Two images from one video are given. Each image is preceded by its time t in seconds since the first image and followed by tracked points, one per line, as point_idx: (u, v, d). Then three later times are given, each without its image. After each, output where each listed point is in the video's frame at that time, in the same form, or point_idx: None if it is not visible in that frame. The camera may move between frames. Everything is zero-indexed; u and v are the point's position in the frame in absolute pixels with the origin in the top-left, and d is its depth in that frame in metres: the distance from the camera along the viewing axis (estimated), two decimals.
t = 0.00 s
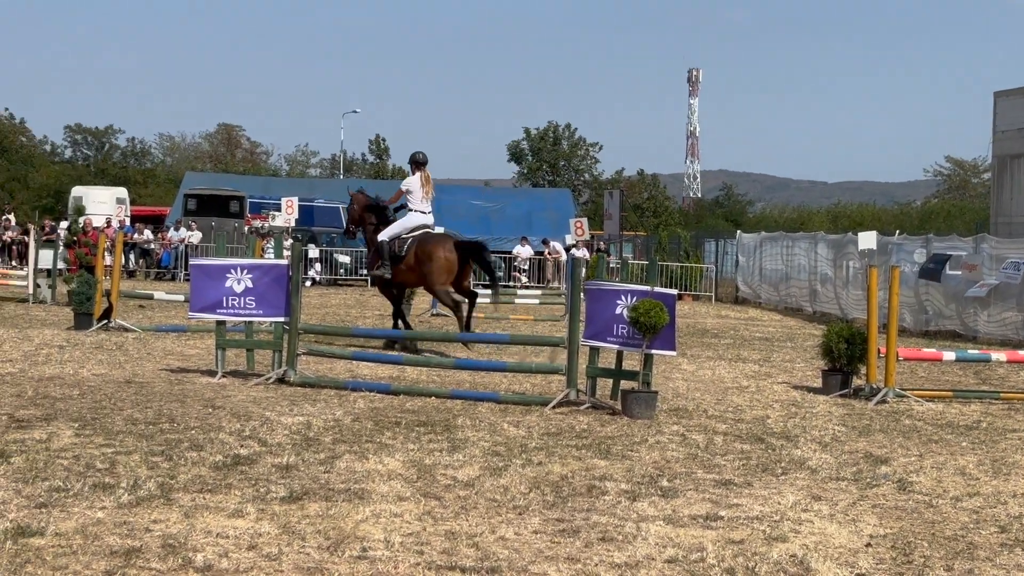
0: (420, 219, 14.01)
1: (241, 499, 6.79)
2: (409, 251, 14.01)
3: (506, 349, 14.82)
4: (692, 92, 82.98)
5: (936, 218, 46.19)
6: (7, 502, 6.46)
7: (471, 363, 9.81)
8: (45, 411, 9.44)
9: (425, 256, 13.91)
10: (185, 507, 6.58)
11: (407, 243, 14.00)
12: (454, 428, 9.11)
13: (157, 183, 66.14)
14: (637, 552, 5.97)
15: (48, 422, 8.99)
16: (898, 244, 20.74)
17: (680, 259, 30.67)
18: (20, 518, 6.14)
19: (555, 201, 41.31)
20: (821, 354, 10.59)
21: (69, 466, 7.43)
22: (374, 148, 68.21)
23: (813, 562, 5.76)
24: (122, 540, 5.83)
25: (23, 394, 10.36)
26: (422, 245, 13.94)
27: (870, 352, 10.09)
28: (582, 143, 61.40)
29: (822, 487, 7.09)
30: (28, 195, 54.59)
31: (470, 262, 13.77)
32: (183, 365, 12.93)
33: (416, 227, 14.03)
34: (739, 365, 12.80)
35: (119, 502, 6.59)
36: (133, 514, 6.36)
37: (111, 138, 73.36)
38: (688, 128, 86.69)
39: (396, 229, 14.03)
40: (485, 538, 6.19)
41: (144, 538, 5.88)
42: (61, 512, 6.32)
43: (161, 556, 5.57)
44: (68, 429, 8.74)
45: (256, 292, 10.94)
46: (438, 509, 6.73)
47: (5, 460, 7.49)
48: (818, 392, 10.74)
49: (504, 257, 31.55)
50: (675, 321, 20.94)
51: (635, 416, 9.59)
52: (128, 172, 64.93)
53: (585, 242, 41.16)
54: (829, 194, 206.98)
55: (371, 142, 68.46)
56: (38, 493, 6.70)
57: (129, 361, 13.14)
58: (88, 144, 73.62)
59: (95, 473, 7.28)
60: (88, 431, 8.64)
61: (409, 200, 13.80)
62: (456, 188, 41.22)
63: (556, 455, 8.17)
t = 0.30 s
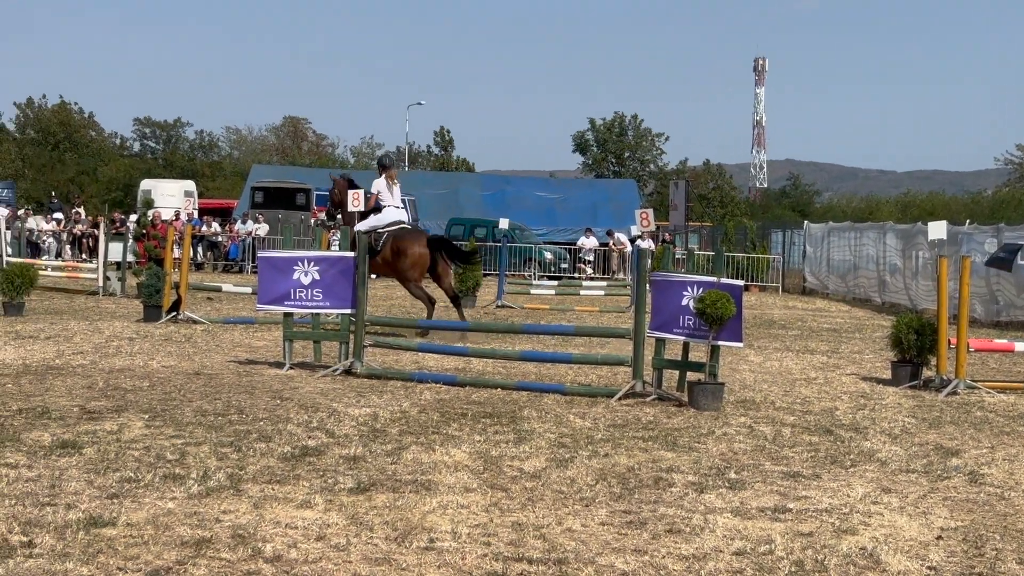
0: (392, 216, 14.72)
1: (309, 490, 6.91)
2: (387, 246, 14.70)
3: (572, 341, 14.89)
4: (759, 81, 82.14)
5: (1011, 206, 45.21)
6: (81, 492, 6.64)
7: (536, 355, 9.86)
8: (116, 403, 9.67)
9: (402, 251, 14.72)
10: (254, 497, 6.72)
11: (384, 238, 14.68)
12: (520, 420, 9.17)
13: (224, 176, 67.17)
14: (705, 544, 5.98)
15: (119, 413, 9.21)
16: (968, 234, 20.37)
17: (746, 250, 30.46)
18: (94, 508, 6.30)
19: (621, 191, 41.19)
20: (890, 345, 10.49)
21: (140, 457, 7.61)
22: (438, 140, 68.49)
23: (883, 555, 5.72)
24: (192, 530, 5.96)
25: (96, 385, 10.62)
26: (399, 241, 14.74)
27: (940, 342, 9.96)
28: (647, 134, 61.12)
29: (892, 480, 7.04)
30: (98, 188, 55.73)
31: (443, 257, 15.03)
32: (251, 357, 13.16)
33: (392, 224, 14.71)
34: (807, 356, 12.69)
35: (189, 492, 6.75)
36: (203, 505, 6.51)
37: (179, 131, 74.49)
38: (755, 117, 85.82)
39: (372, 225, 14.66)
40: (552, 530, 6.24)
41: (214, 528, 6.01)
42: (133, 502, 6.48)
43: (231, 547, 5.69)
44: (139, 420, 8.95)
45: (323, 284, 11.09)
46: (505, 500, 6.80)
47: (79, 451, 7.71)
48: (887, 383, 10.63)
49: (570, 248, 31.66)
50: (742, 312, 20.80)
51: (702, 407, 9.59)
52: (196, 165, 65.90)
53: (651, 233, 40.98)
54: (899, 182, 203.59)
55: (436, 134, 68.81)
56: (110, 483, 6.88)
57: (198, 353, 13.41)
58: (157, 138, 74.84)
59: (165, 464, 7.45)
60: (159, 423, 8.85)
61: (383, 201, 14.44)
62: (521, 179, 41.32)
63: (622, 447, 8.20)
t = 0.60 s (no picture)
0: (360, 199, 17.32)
1: (376, 483, 7.05)
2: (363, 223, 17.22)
3: (636, 333, 14.94)
4: (824, 72, 81.16)
5: None
6: (151, 484, 6.84)
7: (600, 348, 9.92)
8: (186, 396, 9.92)
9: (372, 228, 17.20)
10: (321, 490, 6.87)
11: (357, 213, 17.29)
12: (585, 413, 9.24)
13: (290, 171, 68.05)
14: (771, 536, 6.01)
15: (189, 406, 9.45)
16: None
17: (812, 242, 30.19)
18: (164, 500, 6.50)
19: (685, 182, 40.99)
20: (958, 337, 10.40)
21: (209, 450, 7.81)
22: (501, 134, 68.71)
23: (952, 548, 5.71)
24: (260, 522, 6.12)
25: (165, 378, 10.89)
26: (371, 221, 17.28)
27: (1010, 334, 9.84)
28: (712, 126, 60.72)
29: (961, 473, 7.00)
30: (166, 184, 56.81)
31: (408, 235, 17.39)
32: (317, 350, 13.39)
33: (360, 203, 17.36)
34: (874, 348, 12.59)
35: (257, 485, 6.92)
36: (272, 497, 6.67)
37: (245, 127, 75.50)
38: (820, 108, 84.82)
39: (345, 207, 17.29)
40: (618, 522, 6.31)
41: (282, 520, 6.17)
42: (202, 494, 6.67)
43: (299, 538, 5.84)
44: (207, 413, 9.17)
45: (387, 278, 11.25)
46: (569, 493, 6.88)
47: (149, 444, 7.93)
48: (956, 375, 10.53)
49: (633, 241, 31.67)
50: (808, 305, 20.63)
51: (768, 400, 9.59)
52: (262, 161, 66.77)
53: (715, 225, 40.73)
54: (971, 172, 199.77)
55: (499, 128, 69.00)
56: (180, 476, 7.08)
57: (265, 347, 13.66)
58: (224, 134, 75.91)
59: (233, 456, 7.64)
60: (227, 415, 9.06)
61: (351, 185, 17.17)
62: (584, 171, 41.29)
63: (687, 439, 8.25)
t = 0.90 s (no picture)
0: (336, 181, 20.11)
1: (436, 475, 7.15)
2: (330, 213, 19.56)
3: (696, 325, 14.92)
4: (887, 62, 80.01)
5: None
6: (214, 476, 6.99)
7: (660, 339, 9.94)
8: (248, 389, 10.10)
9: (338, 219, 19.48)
10: (382, 482, 6.97)
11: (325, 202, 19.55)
12: (645, 405, 9.27)
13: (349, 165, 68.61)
14: (833, 530, 6.00)
15: (251, 399, 9.63)
16: None
17: (874, 234, 29.84)
18: (227, 492, 6.64)
19: (745, 173, 40.78)
20: None
21: (271, 442, 7.96)
22: (560, 126, 68.69)
23: (1017, 541, 5.67)
24: (322, 514, 6.24)
25: (228, 371, 11.10)
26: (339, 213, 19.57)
27: None
28: (772, 117, 60.18)
29: None
30: (227, 178, 57.57)
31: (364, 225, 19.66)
32: (378, 343, 13.53)
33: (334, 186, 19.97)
34: (938, 340, 12.45)
35: (318, 477, 7.04)
36: (333, 489, 6.79)
37: (305, 121, 76.22)
38: (883, 98, 83.65)
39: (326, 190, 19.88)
40: (678, 515, 6.33)
41: (343, 512, 6.28)
42: (264, 486, 6.81)
43: (360, 530, 5.94)
44: (269, 405, 9.34)
45: (446, 271, 11.35)
46: (630, 485, 6.92)
47: (212, 436, 8.10)
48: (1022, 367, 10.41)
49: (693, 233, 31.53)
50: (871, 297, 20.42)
51: (830, 392, 9.56)
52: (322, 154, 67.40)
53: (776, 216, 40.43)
54: None
55: (558, 121, 68.97)
56: (242, 468, 7.23)
57: (326, 340, 13.84)
58: (284, 128, 76.70)
59: (295, 449, 7.78)
60: (288, 408, 9.21)
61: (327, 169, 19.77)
62: (643, 164, 41.19)
63: (748, 432, 8.24)
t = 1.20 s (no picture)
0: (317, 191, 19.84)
1: (487, 469, 7.22)
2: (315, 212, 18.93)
3: (749, 319, 14.86)
4: (942, 52, 78.83)
5: None
6: (267, 470, 7.12)
7: (711, 334, 9.92)
8: (300, 383, 10.23)
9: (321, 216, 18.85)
10: (433, 476, 7.06)
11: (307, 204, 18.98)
12: (697, 399, 9.27)
13: (400, 159, 68.99)
14: (887, 524, 5.99)
15: (303, 393, 9.76)
16: None
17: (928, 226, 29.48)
18: (279, 486, 6.77)
19: (798, 166, 40.44)
20: None
21: (323, 436, 8.08)
22: (611, 119, 68.55)
23: None
24: (373, 508, 6.34)
25: (280, 366, 11.25)
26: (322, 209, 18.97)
27: None
28: (826, 108, 59.60)
29: None
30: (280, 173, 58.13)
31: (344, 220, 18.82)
32: (429, 337, 13.63)
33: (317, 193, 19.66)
34: (994, 333, 12.31)
35: (370, 471, 7.15)
36: (385, 483, 6.88)
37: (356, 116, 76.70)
38: (938, 89, 82.46)
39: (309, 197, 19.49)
40: (730, 509, 6.35)
41: (395, 506, 6.38)
42: (316, 480, 6.93)
43: (411, 524, 6.03)
44: (321, 399, 9.47)
45: (497, 265, 11.40)
46: (681, 479, 6.94)
47: (265, 430, 8.24)
48: None
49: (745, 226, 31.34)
50: (927, 289, 20.22)
51: (884, 385, 9.50)
52: (374, 149, 67.80)
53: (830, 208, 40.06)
54: None
55: (609, 114, 68.80)
56: (295, 462, 7.35)
57: (378, 334, 13.96)
58: (336, 122, 77.21)
59: (346, 443, 7.90)
60: (340, 402, 9.34)
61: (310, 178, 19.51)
62: (695, 156, 40.97)
63: (801, 426, 8.22)
